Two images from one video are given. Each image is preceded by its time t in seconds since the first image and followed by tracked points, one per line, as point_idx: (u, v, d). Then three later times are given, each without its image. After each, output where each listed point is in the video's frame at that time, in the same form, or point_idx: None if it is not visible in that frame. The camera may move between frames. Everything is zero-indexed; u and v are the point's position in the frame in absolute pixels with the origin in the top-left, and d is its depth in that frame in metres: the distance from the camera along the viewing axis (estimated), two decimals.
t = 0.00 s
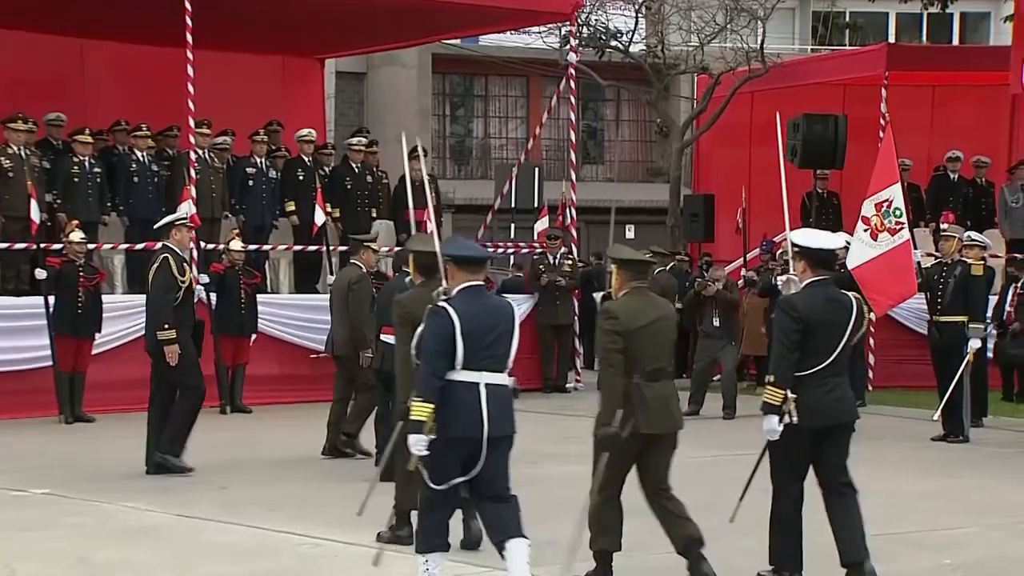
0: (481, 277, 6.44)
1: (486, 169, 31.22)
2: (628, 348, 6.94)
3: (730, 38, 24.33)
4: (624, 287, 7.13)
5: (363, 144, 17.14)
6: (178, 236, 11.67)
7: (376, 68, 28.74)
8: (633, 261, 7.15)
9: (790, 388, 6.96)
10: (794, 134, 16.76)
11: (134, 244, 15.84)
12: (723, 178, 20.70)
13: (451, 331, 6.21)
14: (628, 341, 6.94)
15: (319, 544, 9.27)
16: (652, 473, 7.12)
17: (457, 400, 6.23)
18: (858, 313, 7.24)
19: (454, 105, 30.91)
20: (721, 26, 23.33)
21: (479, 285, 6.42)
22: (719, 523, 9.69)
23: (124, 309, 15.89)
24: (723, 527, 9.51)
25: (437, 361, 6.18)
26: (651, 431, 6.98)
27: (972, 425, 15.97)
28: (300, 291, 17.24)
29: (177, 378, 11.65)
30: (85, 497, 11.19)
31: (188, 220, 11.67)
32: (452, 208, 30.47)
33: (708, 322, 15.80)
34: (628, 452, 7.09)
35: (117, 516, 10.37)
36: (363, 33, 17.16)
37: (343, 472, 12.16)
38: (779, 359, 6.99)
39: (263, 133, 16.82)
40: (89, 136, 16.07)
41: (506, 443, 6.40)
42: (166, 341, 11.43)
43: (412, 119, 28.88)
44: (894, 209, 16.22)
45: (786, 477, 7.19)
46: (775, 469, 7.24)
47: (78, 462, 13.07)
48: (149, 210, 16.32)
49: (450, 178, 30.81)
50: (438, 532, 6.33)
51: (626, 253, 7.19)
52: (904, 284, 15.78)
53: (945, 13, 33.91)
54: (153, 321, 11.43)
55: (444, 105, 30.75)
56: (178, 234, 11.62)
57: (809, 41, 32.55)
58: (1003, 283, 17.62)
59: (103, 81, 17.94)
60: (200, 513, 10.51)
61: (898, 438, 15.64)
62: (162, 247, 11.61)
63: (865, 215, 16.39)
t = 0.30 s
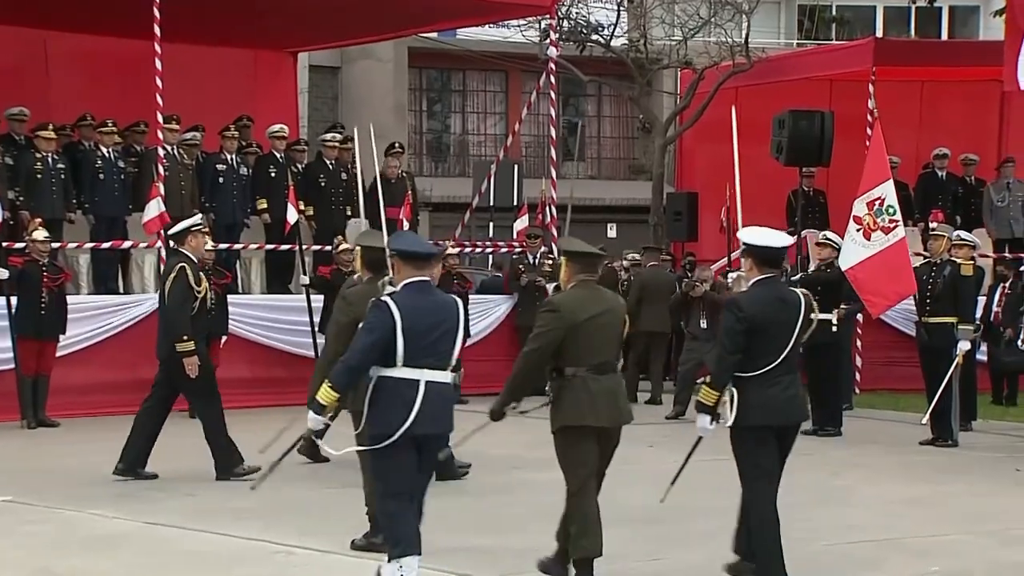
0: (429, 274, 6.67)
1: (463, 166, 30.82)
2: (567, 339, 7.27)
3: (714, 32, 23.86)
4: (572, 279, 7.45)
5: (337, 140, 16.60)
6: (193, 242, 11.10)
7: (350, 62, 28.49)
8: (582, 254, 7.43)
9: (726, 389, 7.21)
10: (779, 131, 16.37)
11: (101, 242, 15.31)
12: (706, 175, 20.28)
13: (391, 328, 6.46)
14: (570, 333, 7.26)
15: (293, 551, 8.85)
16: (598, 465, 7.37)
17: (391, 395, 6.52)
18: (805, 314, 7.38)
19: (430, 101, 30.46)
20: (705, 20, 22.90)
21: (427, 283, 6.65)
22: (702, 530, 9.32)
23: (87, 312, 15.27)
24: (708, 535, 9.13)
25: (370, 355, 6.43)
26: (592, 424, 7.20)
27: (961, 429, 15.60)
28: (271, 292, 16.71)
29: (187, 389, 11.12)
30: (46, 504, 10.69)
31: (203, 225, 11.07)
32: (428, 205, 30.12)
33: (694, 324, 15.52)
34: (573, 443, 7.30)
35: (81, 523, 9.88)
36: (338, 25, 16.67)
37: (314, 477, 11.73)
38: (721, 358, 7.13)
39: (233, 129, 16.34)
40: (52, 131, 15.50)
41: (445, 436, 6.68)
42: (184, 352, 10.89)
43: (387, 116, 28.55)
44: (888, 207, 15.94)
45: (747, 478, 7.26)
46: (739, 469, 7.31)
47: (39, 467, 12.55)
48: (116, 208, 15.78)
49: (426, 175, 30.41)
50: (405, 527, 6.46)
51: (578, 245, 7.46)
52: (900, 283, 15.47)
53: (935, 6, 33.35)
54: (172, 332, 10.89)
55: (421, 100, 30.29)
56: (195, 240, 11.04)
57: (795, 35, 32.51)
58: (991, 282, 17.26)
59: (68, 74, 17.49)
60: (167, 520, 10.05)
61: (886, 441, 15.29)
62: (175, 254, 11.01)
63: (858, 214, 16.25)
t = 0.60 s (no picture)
0: (376, 276, 6.67)
1: (443, 165, 30.50)
2: (525, 342, 7.19)
3: (697, 29, 23.57)
4: (530, 281, 7.34)
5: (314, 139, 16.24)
6: (219, 237, 10.62)
7: (328, 60, 28.01)
8: (541, 256, 7.33)
9: (683, 391, 7.03)
10: (764, 130, 16.11)
11: (70, 243, 14.95)
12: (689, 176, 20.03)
13: (340, 332, 6.46)
14: (527, 336, 7.18)
15: (267, 558, 8.52)
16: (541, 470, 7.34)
17: (344, 398, 6.52)
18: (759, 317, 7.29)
19: (409, 99, 30.13)
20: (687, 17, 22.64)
21: (374, 284, 6.65)
22: (685, 538, 9.01)
23: (57, 314, 14.88)
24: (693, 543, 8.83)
25: (323, 361, 6.42)
26: (541, 427, 7.15)
27: (947, 433, 15.34)
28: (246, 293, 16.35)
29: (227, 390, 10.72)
30: (10, 512, 10.32)
31: (230, 220, 10.58)
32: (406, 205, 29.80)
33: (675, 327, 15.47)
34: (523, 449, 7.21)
35: (49, 531, 9.51)
36: (313, 21, 16.35)
37: (287, 483, 11.38)
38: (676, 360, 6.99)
39: (208, 128, 15.99)
40: (19, 129, 15.08)
41: (395, 437, 6.72)
42: (223, 351, 10.45)
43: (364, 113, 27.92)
44: (879, 207, 15.72)
45: (697, 485, 7.08)
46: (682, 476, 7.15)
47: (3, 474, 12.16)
48: (86, 208, 15.41)
49: (405, 175, 30.06)
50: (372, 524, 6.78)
51: (536, 247, 7.35)
52: (891, 282, 15.06)
53: (921, 2, 33.20)
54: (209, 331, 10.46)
55: (399, 98, 29.95)
56: (220, 235, 10.54)
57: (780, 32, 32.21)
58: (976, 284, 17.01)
59: (38, 72, 17.10)
60: (140, 527, 9.70)
61: (872, 445, 15.02)
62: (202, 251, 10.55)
63: (849, 215, 16.06)
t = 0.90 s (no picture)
0: (308, 280, 6.66)
1: (423, 165, 30.19)
2: (477, 345, 7.39)
3: (682, 27, 23.32)
4: (473, 285, 7.51)
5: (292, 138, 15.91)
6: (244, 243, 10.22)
7: (305, 58, 27.61)
8: (482, 260, 7.49)
9: (643, 391, 7.20)
10: (749, 129, 15.87)
11: (41, 244, 14.58)
12: (673, 175, 19.79)
13: (280, 336, 6.43)
14: (476, 339, 7.38)
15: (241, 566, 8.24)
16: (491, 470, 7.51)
17: (295, 403, 6.48)
18: (710, 316, 7.52)
19: (389, 97, 29.82)
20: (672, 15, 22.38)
21: (306, 288, 6.64)
22: (664, 548, 8.76)
23: (30, 316, 14.52)
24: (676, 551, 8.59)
25: (270, 366, 6.39)
26: (494, 428, 7.35)
27: (935, 437, 15.11)
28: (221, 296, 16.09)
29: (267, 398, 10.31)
30: None
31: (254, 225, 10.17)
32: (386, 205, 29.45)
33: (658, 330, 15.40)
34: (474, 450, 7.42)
35: (16, 539, 9.19)
36: (289, 17, 16.04)
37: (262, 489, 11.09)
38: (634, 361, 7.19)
39: (183, 126, 15.66)
40: None
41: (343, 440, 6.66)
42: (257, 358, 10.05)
43: (343, 112, 27.65)
44: (866, 207, 15.57)
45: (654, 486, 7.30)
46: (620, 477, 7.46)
47: None
48: (58, 208, 15.04)
49: (385, 174, 29.73)
50: (338, 522, 6.59)
51: (477, 251, 7.52)
52: (881, 284, 14.96)
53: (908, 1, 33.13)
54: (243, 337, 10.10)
55: (378, 97, 29.65)
56: (246, 242, 10.15)
57: (765, 31, 31.97)
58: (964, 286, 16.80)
59: (9, 69, 16.74)
60: (112, 534, 9.39)
61: (859, 449, 14.79)
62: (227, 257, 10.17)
63: (835, 216, 15.89)
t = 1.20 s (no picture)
0: (228, 282, 6.87)
1: (401, 168, 29.87)
2: (406, 347, 7.46)
3: (663, 28, 23.05)
4: (406, 285, 7.61)
5: (266, 140, 15.58)
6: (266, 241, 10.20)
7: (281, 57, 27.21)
8: (416, 261, 7.60)
9: (581, 394, 7.17)
10: (733, 132, 15.58)
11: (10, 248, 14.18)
12: (655, 178, 19.57)
13: (192, 336, 6.63)
14: (405, 341, 7.44)
15: None
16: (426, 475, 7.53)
17: (198, 403, 6.67)
18: (652, 319, 7.45)
19: (366, 99, 29.48)
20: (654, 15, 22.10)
21: (225, 290, 6.85)
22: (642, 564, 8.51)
23: None
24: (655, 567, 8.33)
25: (174, 363, 6.59)
26: (424, 431, 7.41)
27: (922, 445, 14.85)
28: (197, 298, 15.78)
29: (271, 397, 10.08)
30: None
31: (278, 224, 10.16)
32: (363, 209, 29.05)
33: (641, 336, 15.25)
34: (408, 454, 7.43)
35: None
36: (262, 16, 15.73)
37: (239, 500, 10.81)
38: (573, 365, 7.15)
39: (155, 128, 15.29)
40: None
41: (250, 441, 6.88)
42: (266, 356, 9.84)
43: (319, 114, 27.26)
44: (848, 210, 15.32)
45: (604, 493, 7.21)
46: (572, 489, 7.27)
47: None
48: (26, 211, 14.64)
49: (361, 177, 29.41)
50: (238, 515, 6.83)
51: (411, 250, 7.63)
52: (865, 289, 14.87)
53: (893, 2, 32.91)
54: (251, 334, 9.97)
55: (356, 98, 29.30)
56: (269, 239, 10.14)
57: (749, 32, 31.73)
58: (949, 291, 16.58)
59: None
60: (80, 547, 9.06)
61: (845, 458, 14.52)
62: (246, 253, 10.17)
63: (816, 220, 15.56)
